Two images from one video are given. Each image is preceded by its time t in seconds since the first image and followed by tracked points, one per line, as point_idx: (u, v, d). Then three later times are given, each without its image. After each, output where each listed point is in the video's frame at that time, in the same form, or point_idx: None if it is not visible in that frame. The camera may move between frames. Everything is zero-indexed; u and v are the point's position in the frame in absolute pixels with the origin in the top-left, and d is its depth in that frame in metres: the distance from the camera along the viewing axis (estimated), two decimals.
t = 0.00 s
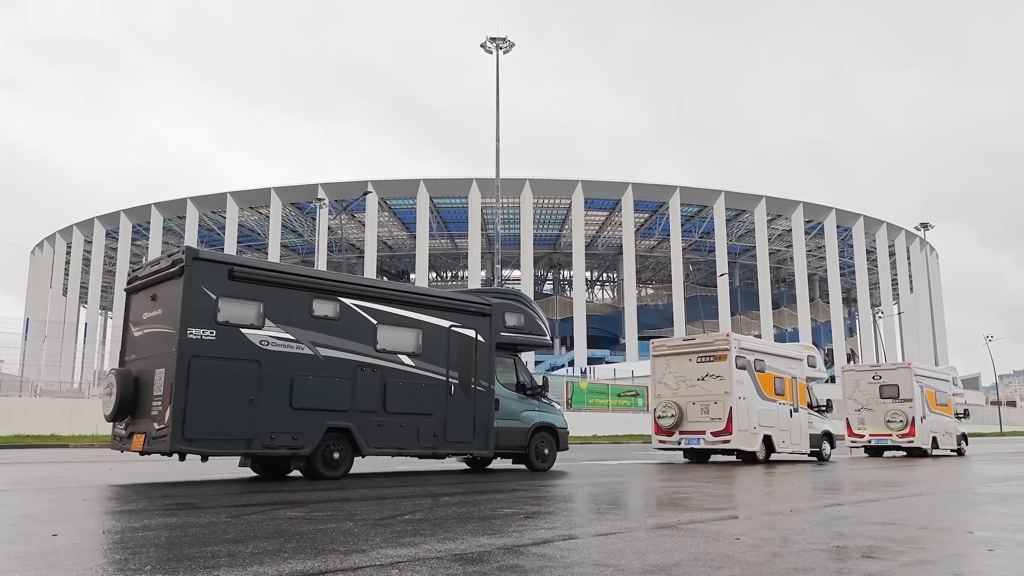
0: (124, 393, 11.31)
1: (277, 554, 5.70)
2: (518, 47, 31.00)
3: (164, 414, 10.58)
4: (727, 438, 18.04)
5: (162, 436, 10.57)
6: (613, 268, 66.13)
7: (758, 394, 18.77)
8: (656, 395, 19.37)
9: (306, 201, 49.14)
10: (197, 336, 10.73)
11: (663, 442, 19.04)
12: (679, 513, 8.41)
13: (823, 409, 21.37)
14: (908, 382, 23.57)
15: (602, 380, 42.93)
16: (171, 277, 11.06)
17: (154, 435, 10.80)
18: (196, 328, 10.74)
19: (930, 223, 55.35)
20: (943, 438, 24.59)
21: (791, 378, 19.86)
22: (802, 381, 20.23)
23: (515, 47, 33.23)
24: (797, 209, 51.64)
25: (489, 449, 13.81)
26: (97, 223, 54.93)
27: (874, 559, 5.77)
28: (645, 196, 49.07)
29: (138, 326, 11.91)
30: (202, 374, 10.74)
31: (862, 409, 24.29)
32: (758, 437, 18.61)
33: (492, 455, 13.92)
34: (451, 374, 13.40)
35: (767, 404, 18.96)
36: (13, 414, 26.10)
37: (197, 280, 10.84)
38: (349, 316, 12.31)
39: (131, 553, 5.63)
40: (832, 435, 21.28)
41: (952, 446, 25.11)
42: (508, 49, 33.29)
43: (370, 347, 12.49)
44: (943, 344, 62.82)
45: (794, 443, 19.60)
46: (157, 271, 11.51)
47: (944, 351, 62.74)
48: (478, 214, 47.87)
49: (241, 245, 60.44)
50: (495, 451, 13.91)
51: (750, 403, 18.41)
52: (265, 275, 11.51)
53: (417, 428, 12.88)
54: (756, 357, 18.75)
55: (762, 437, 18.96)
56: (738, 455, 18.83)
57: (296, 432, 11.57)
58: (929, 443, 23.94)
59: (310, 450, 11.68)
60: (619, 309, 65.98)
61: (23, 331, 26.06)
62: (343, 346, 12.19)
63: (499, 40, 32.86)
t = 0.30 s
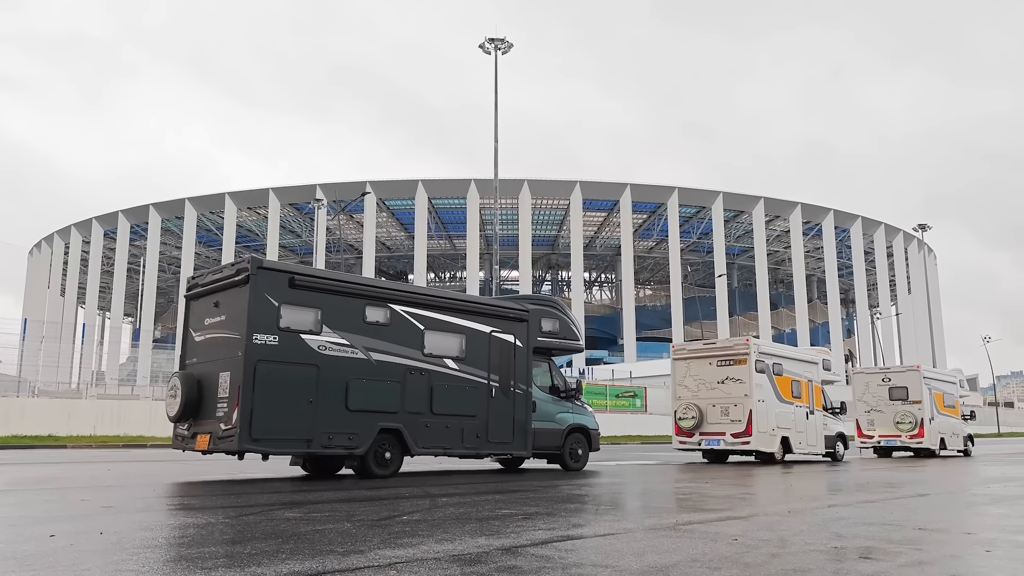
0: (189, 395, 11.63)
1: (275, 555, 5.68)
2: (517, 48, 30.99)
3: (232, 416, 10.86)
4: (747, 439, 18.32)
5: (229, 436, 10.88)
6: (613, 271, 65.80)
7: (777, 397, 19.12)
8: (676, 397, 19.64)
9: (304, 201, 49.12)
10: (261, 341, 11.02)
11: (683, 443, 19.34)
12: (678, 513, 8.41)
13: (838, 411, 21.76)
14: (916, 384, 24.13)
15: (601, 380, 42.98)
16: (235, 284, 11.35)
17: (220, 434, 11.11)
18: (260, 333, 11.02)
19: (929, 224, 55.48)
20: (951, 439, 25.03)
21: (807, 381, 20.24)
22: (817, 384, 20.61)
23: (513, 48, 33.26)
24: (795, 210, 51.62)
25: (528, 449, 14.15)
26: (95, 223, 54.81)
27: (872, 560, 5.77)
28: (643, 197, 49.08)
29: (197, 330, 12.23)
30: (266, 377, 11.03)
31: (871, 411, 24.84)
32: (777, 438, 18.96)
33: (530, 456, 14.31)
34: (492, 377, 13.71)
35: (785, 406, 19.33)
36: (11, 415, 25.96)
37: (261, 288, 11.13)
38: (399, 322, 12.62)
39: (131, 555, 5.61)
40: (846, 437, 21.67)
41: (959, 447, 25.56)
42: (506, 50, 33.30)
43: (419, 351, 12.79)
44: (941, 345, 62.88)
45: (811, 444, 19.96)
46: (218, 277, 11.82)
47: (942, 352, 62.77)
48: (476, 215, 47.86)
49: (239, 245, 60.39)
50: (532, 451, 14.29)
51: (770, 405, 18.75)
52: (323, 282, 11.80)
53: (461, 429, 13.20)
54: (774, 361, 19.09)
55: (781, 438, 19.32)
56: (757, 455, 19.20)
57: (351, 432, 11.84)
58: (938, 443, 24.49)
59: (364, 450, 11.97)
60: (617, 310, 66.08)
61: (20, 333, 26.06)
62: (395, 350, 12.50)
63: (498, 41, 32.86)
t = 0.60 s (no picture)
0: (250, 395, 12.46)
1: (274, 555, 5.67)
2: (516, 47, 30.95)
3: (293, 416, 11.67)
4: (766, 439, 19.10)
5: (291, 435, 11.65)
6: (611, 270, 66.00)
7: (794, 399, 19.92)
8: (696, 399, 20.43)
9: (304, 201, 49.07)
10: (321, 345, 11.82)
11: (702, 443, 20.10)
12: (676, 514, 8.40)
13: (851, 411, 22.56)
14: (926, 385, 24.95)
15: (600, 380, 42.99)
16: (294, 291, 12.16)
17: (281, 434, 11.88)
18: (320, 338, 11.82)
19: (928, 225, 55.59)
20: (958, 439, 25.86)
21: (822, 383, 21.04)
22: (832, 386, 21.42)
23: (513, 49, 33.27)
24: (795, 210, 51.58)
25: (565, 449, 14.88)
26: (94, 223, 54.71)
27: (871, 561, 5.78)
28: (642, 197, 49.07)
29: (256, 334, 13.07)
30: (325, 380, 11.83)
31: (881, 412, 25.51)
32: (794, 439, 19.76)
33: (567, 455, 15.03)
34: (531, 380, 14.45)
35: (802, 407, 20.14)
36: (10, 414, 26.00)
37: (321, 295, 11.93)
38: (446, 327, 13.40)
39: (128, 555, 5.59)
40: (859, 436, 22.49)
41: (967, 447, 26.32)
42: (506, 50, 33.29)
43: (463, 355, 13.55)
44: (940, 345, 62.91)
45: (825, 443, 20.79)
46: (277, 284, 12.65)
47: (941, 353, 62.77)
48: (475, 214, 47.84)
49: (238, 245, 60.33)
50: (569, 451, 15.00)
51: (787, 407, 19.54)
52: (377, 290, 12.61)
53: (503, 429, 13.94)
54: (792, 364, 19.84)
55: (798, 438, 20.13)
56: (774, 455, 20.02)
57: (402, 432, 12.64)
58: (947, 444, 25.21)
59: (415, 449, 12.74)
60: (617, 310, 66.12)
61: (17, 332, 26.14)
62: (442, 354, 13.27)
63: (497, 41, 32.85)
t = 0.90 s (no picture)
0: (305, 397, 13.12)
1: (275, 555, 5.66)
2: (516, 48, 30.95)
3: (350, 417, 12.32)
4: (785, 440, 19.57)
5: (348, 435, 12.30)
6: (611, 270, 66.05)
7: (811, 401, 20.38)
8: (715, 401, 20.94)
9: (303, 201, 49.02)
10: (376, 350, 12.48)
11: (722, 443, 20.61)
12: (676, 515, 8.40)
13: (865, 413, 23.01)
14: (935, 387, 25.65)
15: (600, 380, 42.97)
16: (349, 298, 12.82)
17: (338, 434, 12.53)
18: (375, 343, 12.49)
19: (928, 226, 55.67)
20: (967, 440, 26.46)
21: (837, 385, 21.50)
22: (847, 388, 21.89)
23: (513, 49, 33.29)
24: (794, 211, 51.59)
25: (599, 448, 15.59)
26: (94, 223, 54.66)
27: (870, 561, 5.78)
28: (642, 197, 49.07)
29: (308, 339, 13.73)
30: (381, 383, 12.50)
31: (892, 413, 26.30)
32: (812, 439, 20.25)
33: (600, 455, 15.69)
34: (568, 383, 15.15)
35: (818, 409, 20.59)
36: (8, 413, 25.99)
37: (377, 302, 12.59)
38: (490, 332, 14.10)
39: (127, 555, 5.58)
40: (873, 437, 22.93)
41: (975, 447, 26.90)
42: (506, 51, 33.30)
43: (505, 358, 14.25)
44: (940, 346, 62.89)
45: (841, 444, 21.24)
46: (330, 291, 13.31)
47: (940, 354, 62.76)
48: (475, 214, 47.82)
49: (238, 245, 60.31)
50: (602, 451, 15.69)
51: (805, 408, 20.02)
52: (426, 296, 13.29)
53: (542, 430, 14.65)
54: (808, 366, 20.32)
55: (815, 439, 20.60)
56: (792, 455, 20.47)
57: (450, 433, 13.34)
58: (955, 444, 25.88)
59: (462, 449, 13.44)
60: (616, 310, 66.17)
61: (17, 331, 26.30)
62: (486, 357, 13.97)
63: (497, 41, 32.86)
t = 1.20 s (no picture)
0: (359, 400, 13.82)
1: (274, 556, 5.65)
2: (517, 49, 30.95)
3: (405, 419, 13.01)
4: (804, 441, 19.87)
5: (402, 436, 12.99)
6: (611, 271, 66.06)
7: (828, 403, 20.59)
8: (734, 402, 21.18)
9: (304, 201, 48.99)
10: (429, 354, 13.12)
11: (742, 444, 20.89)
12: (676, 516, 8.38)
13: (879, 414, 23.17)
14: (946, 389, 25.89)
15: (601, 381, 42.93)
16: (401, 305, 13.48)
17: (391, 435, 13.23)
18: (428, 348, 13.13)
19: (929, 227, 55.72)
20: (977, 441, 26.64)
21: (854, 387, 21.69)
22: (863, 390, 22.08)
23: (513, 50, 33.29)
24: (795, 212, 51.56)
25: (634, 449, 16.12)
26: (94, 223, 54.64)
27: (871, 561, 5.76)
28: (642, 198, 49.07)
29: (359, 344, 14.41)
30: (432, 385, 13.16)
31: (903, 414, 26.57)
32: (830, 440, 20.48)
33: (635, 455, 16.20)
34: (604, 386, 15.68)
35: (836, 410, 20.79)
36: (9, 414, 26.01)
37: (428, 309, 13.21)
38: (533, 337, 14.66)
39: (128, 557, 5.57)
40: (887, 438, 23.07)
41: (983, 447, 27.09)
42: (506, 52, 33.30)
43: (547, 362, 14.80)
44: (940, 346, 62.85)
45: (858, 444, 21.44)
46: (381, 299, 13.98)
47: (941, 354, 62.70)
48: (475, 215, 47.79)
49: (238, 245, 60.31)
50: (637, 451, 16.20)
51: (823, 409, 20.26)
52: (473, 303, 13.90)
53: (581, 431, 15.20)
54: (826, 369, 20.52)
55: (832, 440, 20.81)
56: (809, 455, 20.70)
57: (496, 434, 13.96)
58: (965, 445, 26.13)
59: (508, 449, 14.05)
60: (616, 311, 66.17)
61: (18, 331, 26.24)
62: (529, 361, 14.54)
63: (497, 42, 32.85)
